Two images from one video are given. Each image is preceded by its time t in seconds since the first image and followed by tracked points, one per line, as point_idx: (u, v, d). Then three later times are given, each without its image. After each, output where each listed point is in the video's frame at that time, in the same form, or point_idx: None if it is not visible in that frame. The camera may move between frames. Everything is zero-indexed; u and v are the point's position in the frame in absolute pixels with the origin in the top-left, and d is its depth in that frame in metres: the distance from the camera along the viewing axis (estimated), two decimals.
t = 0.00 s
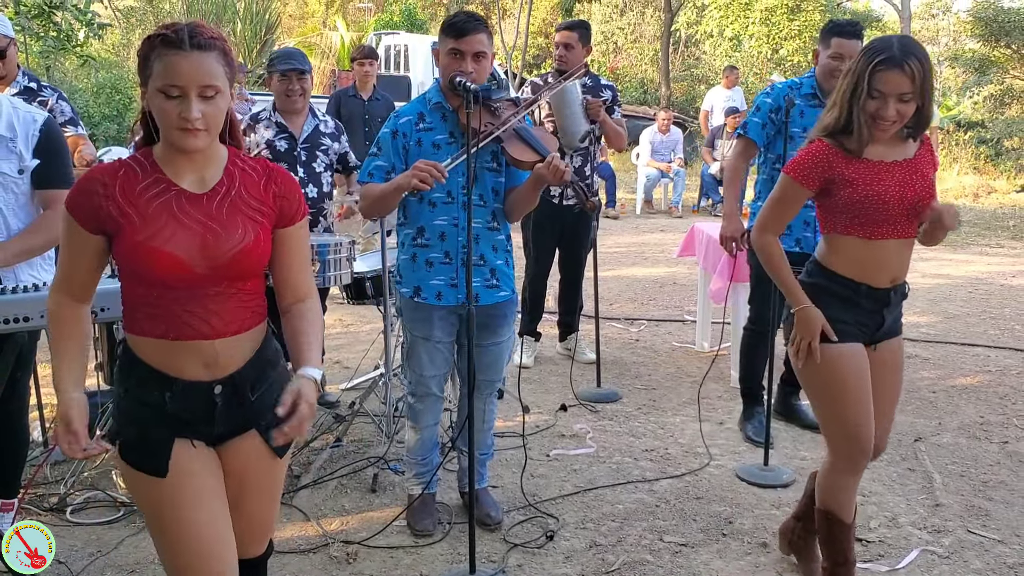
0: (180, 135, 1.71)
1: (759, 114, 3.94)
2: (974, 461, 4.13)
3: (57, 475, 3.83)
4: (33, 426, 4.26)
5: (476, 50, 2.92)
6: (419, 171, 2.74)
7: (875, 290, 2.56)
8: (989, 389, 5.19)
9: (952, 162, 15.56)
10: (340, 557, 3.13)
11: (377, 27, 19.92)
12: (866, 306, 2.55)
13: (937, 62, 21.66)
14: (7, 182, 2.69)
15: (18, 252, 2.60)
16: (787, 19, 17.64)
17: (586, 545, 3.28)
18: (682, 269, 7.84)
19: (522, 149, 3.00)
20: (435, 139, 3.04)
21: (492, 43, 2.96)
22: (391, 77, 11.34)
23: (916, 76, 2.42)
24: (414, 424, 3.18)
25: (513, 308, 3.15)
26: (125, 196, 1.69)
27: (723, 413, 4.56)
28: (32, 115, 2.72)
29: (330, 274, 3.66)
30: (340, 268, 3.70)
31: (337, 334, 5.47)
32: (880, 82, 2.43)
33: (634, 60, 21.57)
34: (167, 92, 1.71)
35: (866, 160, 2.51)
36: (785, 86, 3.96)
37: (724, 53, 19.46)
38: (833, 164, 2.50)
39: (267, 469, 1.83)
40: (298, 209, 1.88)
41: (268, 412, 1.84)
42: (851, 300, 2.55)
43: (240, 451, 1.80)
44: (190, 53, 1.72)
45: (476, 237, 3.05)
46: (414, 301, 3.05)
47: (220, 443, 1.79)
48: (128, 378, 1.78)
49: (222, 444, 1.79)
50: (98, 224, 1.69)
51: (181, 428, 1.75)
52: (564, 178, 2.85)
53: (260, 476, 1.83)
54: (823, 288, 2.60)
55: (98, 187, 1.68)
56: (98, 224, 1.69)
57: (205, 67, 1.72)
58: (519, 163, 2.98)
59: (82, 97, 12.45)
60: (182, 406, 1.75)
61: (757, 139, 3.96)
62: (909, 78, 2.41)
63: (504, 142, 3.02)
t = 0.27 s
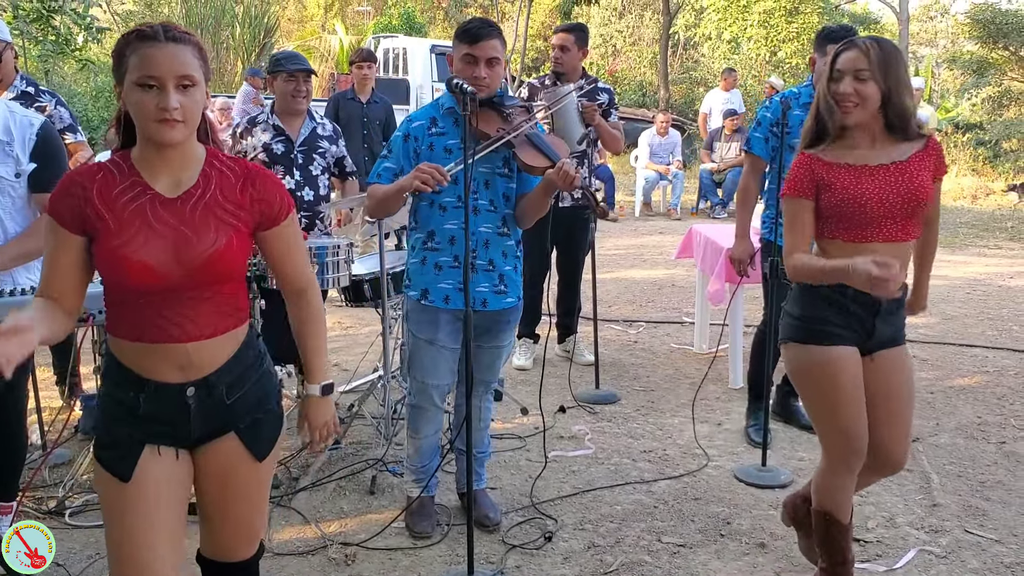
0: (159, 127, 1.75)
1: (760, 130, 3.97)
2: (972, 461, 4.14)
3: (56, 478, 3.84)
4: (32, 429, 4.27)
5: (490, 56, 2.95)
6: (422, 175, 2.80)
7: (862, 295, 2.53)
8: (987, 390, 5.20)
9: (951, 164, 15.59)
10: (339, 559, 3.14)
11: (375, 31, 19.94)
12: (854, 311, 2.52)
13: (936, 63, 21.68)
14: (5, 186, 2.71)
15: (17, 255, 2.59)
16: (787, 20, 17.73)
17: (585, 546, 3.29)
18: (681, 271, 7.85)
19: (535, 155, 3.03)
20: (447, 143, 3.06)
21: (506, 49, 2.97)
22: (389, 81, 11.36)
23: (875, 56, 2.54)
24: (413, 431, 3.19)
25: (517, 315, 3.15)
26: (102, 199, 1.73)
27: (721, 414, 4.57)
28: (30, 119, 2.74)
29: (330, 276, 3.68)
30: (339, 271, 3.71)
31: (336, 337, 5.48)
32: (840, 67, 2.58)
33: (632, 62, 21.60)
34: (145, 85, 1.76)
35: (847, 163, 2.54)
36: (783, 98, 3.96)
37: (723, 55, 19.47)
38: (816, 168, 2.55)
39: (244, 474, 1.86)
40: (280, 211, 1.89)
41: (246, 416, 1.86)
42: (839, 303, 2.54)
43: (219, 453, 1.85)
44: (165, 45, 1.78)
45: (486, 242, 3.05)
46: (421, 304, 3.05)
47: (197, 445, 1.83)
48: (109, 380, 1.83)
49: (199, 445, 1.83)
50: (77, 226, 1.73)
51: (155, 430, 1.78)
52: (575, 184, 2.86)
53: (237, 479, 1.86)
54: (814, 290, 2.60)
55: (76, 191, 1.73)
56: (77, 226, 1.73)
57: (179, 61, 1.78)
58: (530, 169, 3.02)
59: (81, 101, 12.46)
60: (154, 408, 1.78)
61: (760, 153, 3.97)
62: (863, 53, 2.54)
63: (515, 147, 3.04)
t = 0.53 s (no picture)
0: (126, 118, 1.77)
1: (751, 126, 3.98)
2: (974, 462, 4.13)
3: (54, 482, 3.83)
4: (30, 433, 4.25)
5: (499, 62, 2.96)
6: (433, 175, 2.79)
7: (840, 286, 2.56)
8: (988, 391, 5.19)
9: (951, 165, 15.60)
10: (338, 561, 3.13)
11: (374, 35, 19.97)
12: (834, 303, 2.56)
13: (935, 65, 21.70)
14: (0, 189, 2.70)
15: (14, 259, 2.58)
16: (785, 22, 17.73)
17: (584, 548, 3.29)
18: (681, 273, 7.84)
19: (540, 160, 3.02)
20: (455, 147, 3.06)
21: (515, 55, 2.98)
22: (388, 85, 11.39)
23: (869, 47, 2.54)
24: (404, 433, 3.13)
25: (521, 318, 3.13)
26: (62, 198, 1.73)
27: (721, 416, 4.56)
28: (21, 120, 2.77)
29: (329, 279, 3.69)
30: (338, 272, 3.72)
31: (335, 340, 5.47)
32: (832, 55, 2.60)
33: (631, 65, 21.63)
34: (123, 79, 1.77)
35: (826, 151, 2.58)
36: (774, 95, 3.97)
37: (722, 57, 19.48)
38: (794, 152, 2.60)
39: (205, 475, 1.83)
40: (237, 212, 1.96)
41: (204, 421, 1.84)
42: (818, 296, 2.57)
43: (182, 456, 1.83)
44: (141, 43, 1.80)
45: (491, 246, 3.05)
46: (422, 301, 3.05)
47: (159, 448, 1.83)
48: (71, 385, 1.83)
49: (162, 449, 1.84)
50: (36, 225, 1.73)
51: (113, 438, 1.78)
52: (578, 186, 2.83)
53: (198, 481, 1.83)
54: (796, 283, 2.64)
55: (36, 189, 1.73)
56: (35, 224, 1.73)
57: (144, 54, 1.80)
58: (536, 172, 3.00)
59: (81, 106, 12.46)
60: (113, 414, 1.78)
61: (753, 150, 3.98)
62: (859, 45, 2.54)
63: (521, 151, 3.03)
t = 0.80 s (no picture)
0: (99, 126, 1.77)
1: (743, 131, 3.96)
2: (975, 462, 4.13)
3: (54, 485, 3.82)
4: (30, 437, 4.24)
5: (502, 66, 2.97)
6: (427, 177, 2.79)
7: (822, 279, 2.60)
8: (988, 391, 5.19)
9: (950, 166, 15.60)
10: (340, 563, 3.12)
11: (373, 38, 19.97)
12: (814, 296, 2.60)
13: (933, 66, 21.74)
14: None
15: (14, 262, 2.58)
16: (783, 24, 17.73)
17: (586, 550, 3.28)
18: (680, 275, 7.84)
19: (543, 161, 3.01)
20: (458, 149, 3.06)
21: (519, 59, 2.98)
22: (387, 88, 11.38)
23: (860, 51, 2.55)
24: (400, 437, 3.13)
25: (523, 321, 3.13)
26: (43, 211, 1.74)
27: (722, 417, 4.56)
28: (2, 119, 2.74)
29: (329, 281, 3.69)
30: (339, 276, 3.72)
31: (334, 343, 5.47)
32: (821, 55, 2.60)
33: (630, 68, 21.64)
34: (84, 85, 1.78)
35: (818, 149, 2.56)
36: (766, 99, 3.98)
37: (720, 60, 19.48)
38: (787, 150, 2.56)
39: (186, 469, 1.83)
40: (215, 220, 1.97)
41: (184, 415, 1.84)
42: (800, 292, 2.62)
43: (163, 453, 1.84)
44: (101, 49, 1.81)
45: (493, 247, 3.05)
46: (423, 304, 3.06)
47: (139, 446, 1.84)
48: (51, 384, 1.83)
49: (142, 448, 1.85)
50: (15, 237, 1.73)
51: (96, 437, 1.80)
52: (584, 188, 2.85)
53: (178, 478, 1.83)
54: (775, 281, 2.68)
55: (16, 204, 1.72)
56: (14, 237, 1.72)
57: (117, 64, 1.81)
58: (539, 174, 3.00)
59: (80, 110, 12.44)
60: (95, 413, 1.80)
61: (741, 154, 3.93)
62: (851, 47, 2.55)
63: (526, 154, 3.02)
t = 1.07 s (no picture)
0: (87, 128, 1.77)
1: (745, 130, 3.96)
2: (978, 464, 4.13)
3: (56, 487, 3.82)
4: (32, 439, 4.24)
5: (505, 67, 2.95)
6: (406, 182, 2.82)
7: (820, 286, 2.58)
8: (991, 392, 5.18)
9: (953, 167, 15.58)
10: (342, 565, 3.13)
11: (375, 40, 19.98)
12: (812, 303, 2.58)
13: (935, 68, 21.73)
14: None
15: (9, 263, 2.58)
16: (786, 26, 17.74)
17: (588, 551, 3.28)
18: (683, 277, 7.84)
19: (546, 164, 2.98)
20: (459, 151, 3.06)
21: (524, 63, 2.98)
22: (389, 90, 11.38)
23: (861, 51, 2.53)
24: (401, 440, 3.14)
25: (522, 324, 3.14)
26: (30, 211, 1.73)
27: (725, 419, 4.56)
28: None
29: (331, 283, 3.71)
30: (341, 278, 3.73)
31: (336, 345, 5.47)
32: (820, 53, 2.56)
33: (632, 69, 21.64)
34: (71, 86, 1.77)
35: (821, 147, 2.54)
36: (767, 98, 4.00)
37: (723, 61, 19.47)
38: (790, 148, 2.53)
39: (181, 483, 1.88)
40: (208, 219, 1.95)
41: (182, 426, 1.88)
42: (798, 298, 2.59)
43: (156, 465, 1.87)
44: (89, 51, 1.81)
45: (493, 251, 3.05)
46: (424, 308, 3.06)
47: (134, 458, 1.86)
48: (43, 392, 1.83)
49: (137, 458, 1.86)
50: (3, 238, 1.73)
51: (91, 444, 1.80)
52: (587, 191, 2.85)
53: (177, 493, 1.88)
54: (771, 286, 2.66)
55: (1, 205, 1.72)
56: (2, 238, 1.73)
57: (104, 66, 1.81)
58: (541, 178, 2.97)
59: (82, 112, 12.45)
60: (89, 421, 1.80)
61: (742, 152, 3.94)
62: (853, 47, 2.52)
63: (527, 156, 3.01)
